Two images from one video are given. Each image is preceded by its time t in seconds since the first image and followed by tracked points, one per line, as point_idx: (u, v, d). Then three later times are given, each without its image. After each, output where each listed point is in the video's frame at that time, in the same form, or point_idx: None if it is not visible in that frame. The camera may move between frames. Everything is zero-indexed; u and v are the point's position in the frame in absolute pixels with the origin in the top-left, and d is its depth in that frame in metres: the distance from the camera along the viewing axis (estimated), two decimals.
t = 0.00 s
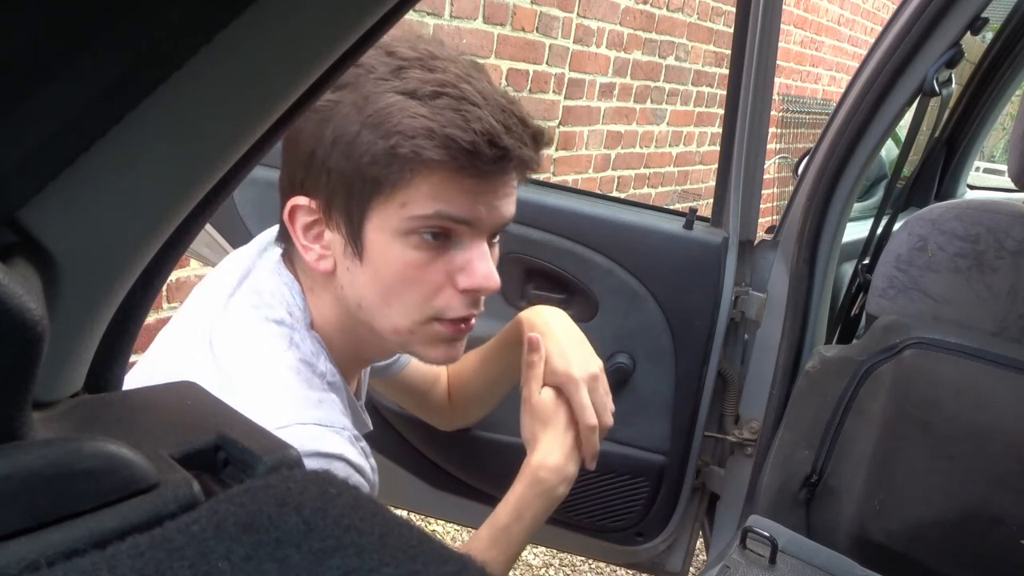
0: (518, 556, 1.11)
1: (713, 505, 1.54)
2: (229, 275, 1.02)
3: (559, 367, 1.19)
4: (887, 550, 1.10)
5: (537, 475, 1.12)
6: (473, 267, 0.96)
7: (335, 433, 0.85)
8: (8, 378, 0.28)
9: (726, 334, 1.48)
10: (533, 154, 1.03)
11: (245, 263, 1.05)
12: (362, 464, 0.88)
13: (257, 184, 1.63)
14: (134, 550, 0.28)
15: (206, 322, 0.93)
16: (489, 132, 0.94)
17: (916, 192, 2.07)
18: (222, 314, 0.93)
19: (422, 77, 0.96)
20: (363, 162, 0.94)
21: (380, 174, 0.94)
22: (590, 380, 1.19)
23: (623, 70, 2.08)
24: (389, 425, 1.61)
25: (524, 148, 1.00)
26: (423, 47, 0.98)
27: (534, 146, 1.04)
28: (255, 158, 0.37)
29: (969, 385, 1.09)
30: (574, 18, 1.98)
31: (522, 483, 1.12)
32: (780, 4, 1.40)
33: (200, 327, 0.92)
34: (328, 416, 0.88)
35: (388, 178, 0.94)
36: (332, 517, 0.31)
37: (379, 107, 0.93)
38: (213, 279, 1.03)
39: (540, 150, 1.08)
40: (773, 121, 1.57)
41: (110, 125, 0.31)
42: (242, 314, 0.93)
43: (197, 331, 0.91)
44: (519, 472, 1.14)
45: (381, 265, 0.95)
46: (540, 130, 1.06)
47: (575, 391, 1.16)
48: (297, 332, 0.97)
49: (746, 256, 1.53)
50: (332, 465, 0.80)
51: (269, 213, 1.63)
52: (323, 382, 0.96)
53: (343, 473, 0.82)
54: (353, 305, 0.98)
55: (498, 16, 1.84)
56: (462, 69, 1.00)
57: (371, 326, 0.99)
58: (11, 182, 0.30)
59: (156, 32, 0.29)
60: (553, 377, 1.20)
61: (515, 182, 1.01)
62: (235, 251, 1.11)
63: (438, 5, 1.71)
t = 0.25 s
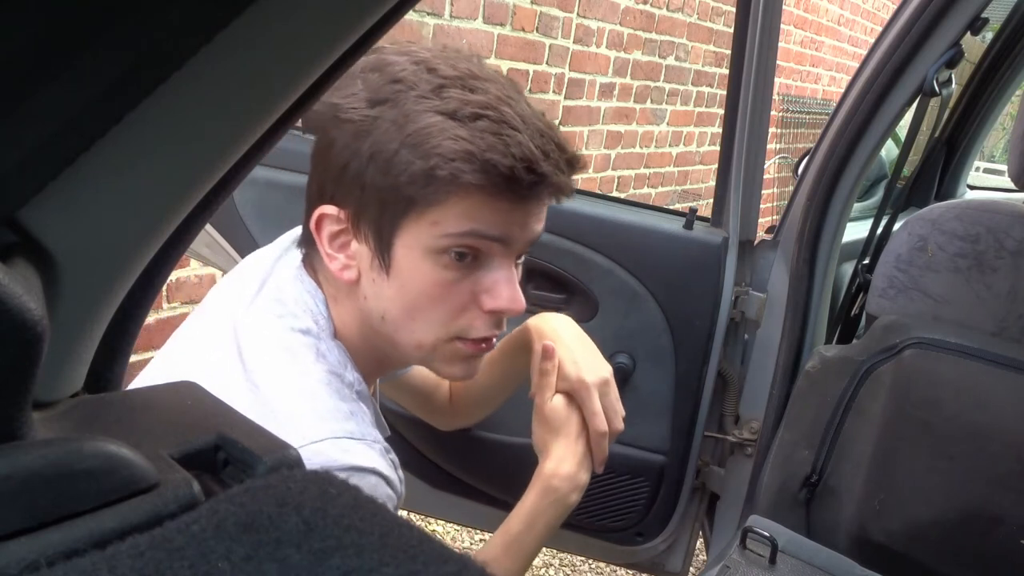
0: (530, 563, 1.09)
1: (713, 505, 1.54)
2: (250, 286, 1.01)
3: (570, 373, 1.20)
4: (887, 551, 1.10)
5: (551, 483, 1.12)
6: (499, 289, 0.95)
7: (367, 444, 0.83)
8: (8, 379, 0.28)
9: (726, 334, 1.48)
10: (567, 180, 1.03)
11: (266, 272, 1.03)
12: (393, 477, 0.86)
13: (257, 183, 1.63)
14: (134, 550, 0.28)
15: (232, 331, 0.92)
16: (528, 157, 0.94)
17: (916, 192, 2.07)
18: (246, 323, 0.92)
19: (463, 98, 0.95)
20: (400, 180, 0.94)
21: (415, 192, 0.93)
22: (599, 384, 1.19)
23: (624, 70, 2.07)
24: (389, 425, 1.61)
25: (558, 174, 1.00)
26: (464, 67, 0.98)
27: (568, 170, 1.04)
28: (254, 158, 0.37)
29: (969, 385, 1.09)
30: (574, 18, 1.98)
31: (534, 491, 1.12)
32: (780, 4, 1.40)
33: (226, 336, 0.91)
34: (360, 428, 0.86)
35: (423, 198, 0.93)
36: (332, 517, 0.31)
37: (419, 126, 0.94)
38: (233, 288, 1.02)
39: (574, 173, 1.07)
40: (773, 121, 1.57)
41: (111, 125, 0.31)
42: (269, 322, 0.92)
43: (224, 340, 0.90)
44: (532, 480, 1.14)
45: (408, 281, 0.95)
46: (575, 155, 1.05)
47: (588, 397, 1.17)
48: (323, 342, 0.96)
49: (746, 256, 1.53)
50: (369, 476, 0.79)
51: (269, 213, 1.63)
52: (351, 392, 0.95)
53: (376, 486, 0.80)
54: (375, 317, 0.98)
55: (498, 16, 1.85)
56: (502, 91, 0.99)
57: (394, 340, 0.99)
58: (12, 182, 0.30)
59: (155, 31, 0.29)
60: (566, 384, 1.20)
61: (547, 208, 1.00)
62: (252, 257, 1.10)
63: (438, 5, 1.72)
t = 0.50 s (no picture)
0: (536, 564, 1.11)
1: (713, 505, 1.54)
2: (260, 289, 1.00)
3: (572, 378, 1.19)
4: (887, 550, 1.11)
5: (553, 488, 1.12)
6: (502, 303, 0.95)
7: (368, 455, 0.83)
8: (8, 379, 0.28)
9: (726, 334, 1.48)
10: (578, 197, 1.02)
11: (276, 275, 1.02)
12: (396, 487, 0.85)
13: (257, 183, 1.63)
14: (134, 550, 0.28)
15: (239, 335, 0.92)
16: (540, 174, 0.92)
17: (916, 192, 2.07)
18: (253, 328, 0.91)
19: (479, 109, 0.93)
20: (410, 188, 0.93)
21: (424, 201, 0.92)
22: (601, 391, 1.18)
23: (623, 70, 2.07)
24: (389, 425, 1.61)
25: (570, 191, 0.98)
26: (483, 78, 0.96)
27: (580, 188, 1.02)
28: (253, 158, 0.37)
29: (969, 385, 1.09)
30: (574, 18, 1.98)
31: (538, 495, 1.12)
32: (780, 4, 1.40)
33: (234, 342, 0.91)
34: (362, 438, 0.86)
35: (432, 208, 0.92)
36: (333, 516, 0.31)
37: (432, 135, 0.92)
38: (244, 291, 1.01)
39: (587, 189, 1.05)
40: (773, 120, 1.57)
41: (111, 125, 0.31)
42: (275, 327, 0.91)
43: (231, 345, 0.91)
44: (535, 485, 1.14)
45: (412, 288, 0.95)
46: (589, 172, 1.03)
47: (590, 405, 1.15)
48: (329, 347, 0.94)
49: (746, 256, 1.53)
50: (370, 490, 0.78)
51: (269, 213, 1.63)
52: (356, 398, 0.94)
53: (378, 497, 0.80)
54: (379, 323, 0.98)
55: (499, 16, 1.84)
56: (520, 104, 0.97)
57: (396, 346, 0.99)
58: (11, 182, 0.30)
59: (155, 31, 0.29)
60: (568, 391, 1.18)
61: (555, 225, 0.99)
62: (264, 258, 1.10)
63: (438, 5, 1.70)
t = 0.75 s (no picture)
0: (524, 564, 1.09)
1: (713, 505, 1.54)
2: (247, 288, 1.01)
3: (561, 378, 1.19)
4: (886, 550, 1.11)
5: (541, 483, 1.12)
6: (472, 321, 0.93)
7: (351, 447, 0.83)
8: (8, 379, 0.28)
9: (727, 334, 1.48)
10: (559, 222, 0.98)
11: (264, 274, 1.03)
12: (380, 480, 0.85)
13: (257, 184, 1.63)
14: (134, 550, 0.28)
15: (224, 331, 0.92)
16: (510, 197, 0.90)
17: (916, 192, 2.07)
18: (240, 324, 0.92)
19: (459, 124, 0.91)
20: (381, 200, 0.94)
21: (394, 214, 0.93)
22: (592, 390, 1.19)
23: (623, 70, 2.07)
24: (389, 425, 1.61)
25: (547, 217, 0.95)
26: (470, 92, 0.94)
27: (562, 214, 0.99)
28: (253, 158, 0.37)
29: (969, 385, 1.09)
30: (574, 18, 1.98)
31: (528, 492, 1.12)
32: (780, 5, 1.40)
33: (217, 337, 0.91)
34: (346, 430, 0.86)
35: (402, 221, 0.92)
36: (333, 516, 0.31)
37: (407, 148, 0.92)
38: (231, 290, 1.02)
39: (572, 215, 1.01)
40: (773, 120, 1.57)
41: (111, 125, 0.31)
42: (260, 323, 0.92)
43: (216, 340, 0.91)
44: (524, 481, 1.13)
45: (385, 297, 0.95)
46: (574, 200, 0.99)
47: (580, 406, 1.16)
48: (314, 344, 0.95)
49: (746, 256, 1.53)
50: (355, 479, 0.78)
51: (270, 213, 1.63)
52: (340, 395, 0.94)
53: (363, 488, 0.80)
54: (355, 331, 0.98)
55: (499, 16, 1.84)
56: (507, 121, 0.94)
57: (369, 356, 0.99)
58: (11, 182, 0.30)
59: (156, 31, 0.29)
60: (557, 390, 1.18)
61: (534, 247, 0.96)
62: (255, 258, 1.10)
63: (438, 5, 1.72)
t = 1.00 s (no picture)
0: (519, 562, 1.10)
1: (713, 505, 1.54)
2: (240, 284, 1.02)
3: (558, 374, 1.18)
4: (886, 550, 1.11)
5: (537, 481, 1.12)
6: (459, 325, 0.93)
7: (336, 450, 0.85)
8: (8, 378, 0.28)
9: (727, 334, 1.48)
10: (544, 227, 0.98)
11: (257, 270, 1.05)
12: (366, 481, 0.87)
13: (257, 183, 1.63)
14: (135, 550, 0.28)
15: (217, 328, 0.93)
16: (494, 204, 0.89)
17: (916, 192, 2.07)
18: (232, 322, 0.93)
19: (442, 128, 0.91)
20: (363, 205, 0.93)
21: (378, 218, 0.92)
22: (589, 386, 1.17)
23: (623, 70, 2.07)
24: (389, 425, 1.61)
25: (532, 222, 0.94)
26: (454, 94, 0.93)
27: (547, 219, 0.98)
28: (255, 158, 0.37)
29: (969, 385, 1.09)
30: (574, 18, 1.98)
31: (523, 489, 1.12)
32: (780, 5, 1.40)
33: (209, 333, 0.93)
34: (333, 432, 0.88)
35: (385, 226, 0.92)
36: (333, 516, 0.31)
37: (389, 152, 0.91)
38: (226, 284, 1.03)
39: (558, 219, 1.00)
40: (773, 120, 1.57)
41: (110, 125, 0.31)
42: (252, 321, 0.93)
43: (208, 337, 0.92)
44: (519, 478, 1.13)
45: (370, 299, 0.95)
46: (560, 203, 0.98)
47: (577, 404, 1.15)
48: (306, 343, 0.96)
49: (747, 256, 1.53)
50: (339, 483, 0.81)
51: (270, 213, 1.63)
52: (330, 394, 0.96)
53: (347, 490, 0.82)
54: (342, 328, 0.98)
55: (499, 16, 1.84)
56: (491, 123, 0.93)
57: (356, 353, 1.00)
58: (11, 182, 0.30)
59: (157, 31, 0.29)
60: (553, 386, 1.17)
61: (520, 251, 0.96)
62: (251, 251, 1.11)
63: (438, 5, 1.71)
